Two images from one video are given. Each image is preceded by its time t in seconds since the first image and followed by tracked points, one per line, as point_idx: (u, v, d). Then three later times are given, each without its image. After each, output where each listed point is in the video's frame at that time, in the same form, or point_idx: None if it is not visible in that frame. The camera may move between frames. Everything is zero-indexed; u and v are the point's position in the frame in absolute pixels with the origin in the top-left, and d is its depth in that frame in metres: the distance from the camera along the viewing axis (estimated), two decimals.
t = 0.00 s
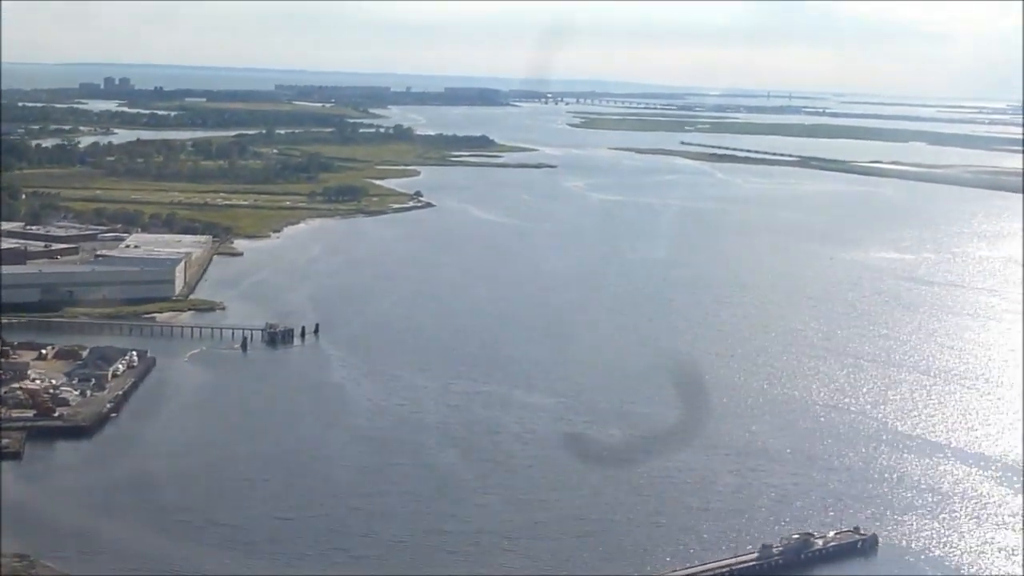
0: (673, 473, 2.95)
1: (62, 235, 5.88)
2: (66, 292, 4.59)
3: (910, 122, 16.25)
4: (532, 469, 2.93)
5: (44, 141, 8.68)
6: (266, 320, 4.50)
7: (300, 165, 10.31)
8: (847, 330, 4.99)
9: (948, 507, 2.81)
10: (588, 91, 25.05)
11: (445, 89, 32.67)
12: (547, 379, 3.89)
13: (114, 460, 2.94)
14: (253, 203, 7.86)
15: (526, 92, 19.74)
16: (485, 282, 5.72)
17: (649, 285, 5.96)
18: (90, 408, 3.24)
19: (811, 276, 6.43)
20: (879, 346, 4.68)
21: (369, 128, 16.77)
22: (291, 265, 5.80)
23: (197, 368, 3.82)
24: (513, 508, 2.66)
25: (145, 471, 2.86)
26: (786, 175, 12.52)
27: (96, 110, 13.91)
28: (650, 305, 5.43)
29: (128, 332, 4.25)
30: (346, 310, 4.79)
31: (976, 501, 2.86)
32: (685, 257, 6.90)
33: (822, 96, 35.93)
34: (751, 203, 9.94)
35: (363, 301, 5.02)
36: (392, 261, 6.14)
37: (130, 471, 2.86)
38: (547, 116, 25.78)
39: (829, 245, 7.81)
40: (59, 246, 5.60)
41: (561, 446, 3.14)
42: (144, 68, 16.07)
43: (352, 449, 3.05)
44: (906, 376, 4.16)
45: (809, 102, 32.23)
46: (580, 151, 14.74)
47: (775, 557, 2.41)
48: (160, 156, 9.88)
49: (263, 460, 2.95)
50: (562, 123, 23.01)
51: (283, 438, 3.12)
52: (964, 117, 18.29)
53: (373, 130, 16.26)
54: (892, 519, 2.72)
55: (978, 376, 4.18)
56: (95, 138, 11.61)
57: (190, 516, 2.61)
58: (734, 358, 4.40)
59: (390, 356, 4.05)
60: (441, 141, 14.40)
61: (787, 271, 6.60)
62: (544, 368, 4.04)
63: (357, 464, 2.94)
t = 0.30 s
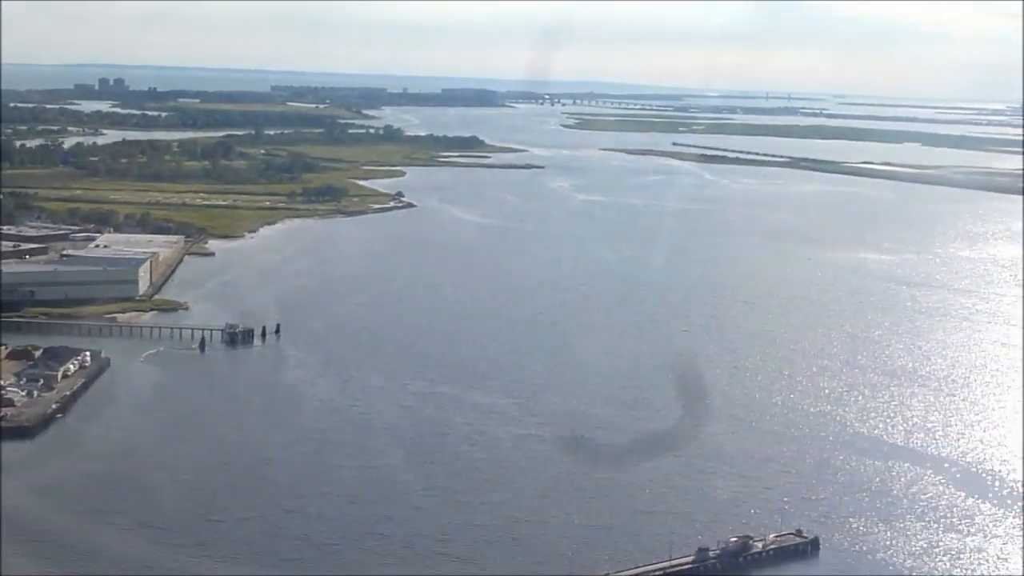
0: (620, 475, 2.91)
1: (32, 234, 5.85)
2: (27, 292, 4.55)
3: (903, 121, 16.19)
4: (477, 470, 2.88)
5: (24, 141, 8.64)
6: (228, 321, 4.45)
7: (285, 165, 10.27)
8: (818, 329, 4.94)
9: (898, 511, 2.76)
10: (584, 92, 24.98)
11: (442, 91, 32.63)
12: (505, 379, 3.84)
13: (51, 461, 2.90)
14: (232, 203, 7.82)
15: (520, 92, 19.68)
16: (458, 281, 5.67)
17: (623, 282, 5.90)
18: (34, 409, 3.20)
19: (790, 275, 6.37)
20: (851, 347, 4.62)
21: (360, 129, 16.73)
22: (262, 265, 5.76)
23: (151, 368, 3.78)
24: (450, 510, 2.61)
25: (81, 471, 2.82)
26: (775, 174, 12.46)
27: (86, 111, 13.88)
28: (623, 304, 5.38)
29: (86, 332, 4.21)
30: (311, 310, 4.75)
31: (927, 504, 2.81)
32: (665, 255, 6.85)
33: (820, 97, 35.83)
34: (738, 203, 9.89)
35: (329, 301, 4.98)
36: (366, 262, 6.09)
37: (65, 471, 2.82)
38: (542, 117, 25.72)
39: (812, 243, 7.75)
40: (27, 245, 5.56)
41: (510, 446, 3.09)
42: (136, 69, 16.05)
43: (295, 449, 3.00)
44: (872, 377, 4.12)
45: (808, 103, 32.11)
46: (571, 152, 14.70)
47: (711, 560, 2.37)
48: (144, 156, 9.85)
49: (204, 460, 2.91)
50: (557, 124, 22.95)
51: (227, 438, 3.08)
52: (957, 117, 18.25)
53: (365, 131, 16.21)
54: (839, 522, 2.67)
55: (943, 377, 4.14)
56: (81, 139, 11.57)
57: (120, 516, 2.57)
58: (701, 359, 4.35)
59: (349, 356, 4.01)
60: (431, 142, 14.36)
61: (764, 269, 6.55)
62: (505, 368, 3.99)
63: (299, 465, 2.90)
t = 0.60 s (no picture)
0: (571, 459, 2.88)
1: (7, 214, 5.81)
2: None
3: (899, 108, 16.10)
4: (427, 452, 2.86)
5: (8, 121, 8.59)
6: (195, 302, 4.42)
7: (272, 147, 10.22)
8: (792, 314, 4.90)
9: (850, 499, 2.74)
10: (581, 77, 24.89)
11: (442, 75, 32.50)
12: (469, 362, 3.81)
13: None
14: (214, 185, 7.78)
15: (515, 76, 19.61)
16: (434, 263, 5.63)
17: (602, 265, 5.86)
18: None
19: (771, 259, 6.34)
20: (824, 332, 4.59)
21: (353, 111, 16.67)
22: (237, 246, 5.73)
23: (111, 349, 3.75)
24: (394, 493, 2.59)
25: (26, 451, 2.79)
26: (766, 160, 12.40)
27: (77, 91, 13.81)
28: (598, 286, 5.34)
29: (50, 313, 4.18)
30: (281, 292, 4.71)
31: (880, 493, 2.79)
32: (647, 238, 6.82)
33: (821, 84, 35.65)
34: (726, 187, 9.85)
35: (301, 282, 4.95)
36: (343, 244, 6.06)
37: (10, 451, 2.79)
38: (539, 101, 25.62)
39: (797, 227, 7.72)
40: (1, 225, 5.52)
41: (463, 429, 3.07)
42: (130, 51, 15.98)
43: (246, 431, 2.98)
44: (841, 363, 4.09)
45: (808, 90, 31.96)
46: (563, 136, 14.65)
47: (651, 546, 2.35)
48: (130, 136, 9.80)
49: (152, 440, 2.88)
50: (553, 108, 22.87)
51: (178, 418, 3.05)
52: (954, 105, 18.16)
53: (358, 114, 16.15)
54: (788, 509, 2.65)
55: (913, 364, 4.11)
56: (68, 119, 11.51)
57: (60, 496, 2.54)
58: (670, 341, 4.32)
59: (312, 338, 3.98)
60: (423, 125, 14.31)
61: (745, 253, 6.50)
62: (470, 350, 3.96)
63: (247, 447, 2.87)
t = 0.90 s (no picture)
0: (515, 452, 2.84)
1: None
2: None
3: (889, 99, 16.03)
4: (369, 448, 2.82)
5: None
6: (156, 297, 4.38)
7: (255, 142, 10.18)
8: (762, 305, 4.85)
9: (795, 493, 2.69)
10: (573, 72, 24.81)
11: (436, 69, 32.43)
12: (425, 355, 3.77)
13: None
14: (191, 179, 7.74)
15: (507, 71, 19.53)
16: (404, 256, 5.59)
17: (575, 257, 5.82)
18: None
19: (747, 251, 6.29)
20: (792, 322, 4.54)
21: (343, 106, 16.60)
22: (206, 241, 5.68)
23: (64, 344, 3.71)
24: (330, 488, 2.55)
25: None
26: (754, 152, 12.35)
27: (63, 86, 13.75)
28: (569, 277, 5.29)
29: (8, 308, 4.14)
30: (244, 286, 4.68)
31: (826, 485, 2.75)
32: (625, 231, 6.77)
33: (816, 76, 35.58)
34: (710, 180, 9.80)
35: (265, 276, 4.90)
36: (315, 237, 6.01)
37: None
38: (533, 95, 25.53)
39: (777, 219, 7.67)
40: None
41: (409, 423, 3.03)
42: (118, 46, 15.93)
43: (188, 425, 2.94)
44: (806, 354, 4.05)
45: (803, 82, 31.87)
46: (552, 129, 14.58)
47: (586, 541, 2.31)
48: (111, 131, 9.76)
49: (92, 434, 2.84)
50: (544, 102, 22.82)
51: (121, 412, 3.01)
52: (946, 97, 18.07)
53: (347, 109, 16.09)
54: (732, 501, 2.61)
55: (878, 355, 4.06)
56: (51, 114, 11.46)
57: None
58: (634, 332, 4.27)
59: (268, 332, 3.94)
60: (411, 120, 14.26)
61: (721, 245, 6.45)
62: (428, 343, 3.92)
63: (187, 440, 2.83)
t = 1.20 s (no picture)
0: (463, 452, 2.82)
1: None
2: None
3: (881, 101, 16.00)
4: (315, 448, 2.80)
5: None
6: (121, 297, 4.36)
7: (241, 141, 10.16)
8: (735, 306, 4.82)
9: (744, 492, 2.67)
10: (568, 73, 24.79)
11: (434, 70, 32.40)
12: (385, 355, 3.75)
13: None
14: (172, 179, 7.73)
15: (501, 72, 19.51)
16: (377, 256, 5.57)
17: (551, 258, 5.79)
18: None
19: (725, 251, 6.27)
20: (762, 322, 4.51)
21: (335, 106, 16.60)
22: (180, 240, 5.67)
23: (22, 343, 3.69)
24: (271, 489, 2.54)
25: None
26: (743, 153, 12.32)
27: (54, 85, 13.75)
28: (541, 276, 5.27)
29: None
30: (212, 285, 4.66)
31: (776, 485, 2.72)
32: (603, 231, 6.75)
33: (813, 77, 35.55)
34: (696, 180, 9.78)
35: (234, 275, 4.89)
36: (290, 237, 5.99)
37: None
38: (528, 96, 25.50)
39: (760, 219, 7.65)
40: None
41: (361, 422, 3.01)
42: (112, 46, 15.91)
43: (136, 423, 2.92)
44: (772, 354, 4.02)
45: (800, 83, 31.84)
46: (543, 130, 14.56)
47: (524, 543, 2.29)
48: (96, 130, 9.75)
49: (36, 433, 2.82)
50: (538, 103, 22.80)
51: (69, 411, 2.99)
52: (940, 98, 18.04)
53: (340, 109, 16.09)
54: (677, 501, 2.59)
55: (845, 355, 4.03)
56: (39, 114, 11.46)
57: None
58: (601, 330, 4.25)
59: (230, 331, 3.92)
60: (402, 120, 14.24)
61: (700, 245, 6.42)
62: (390, 343, 3.90)
63: (134, 439, 2.81)
